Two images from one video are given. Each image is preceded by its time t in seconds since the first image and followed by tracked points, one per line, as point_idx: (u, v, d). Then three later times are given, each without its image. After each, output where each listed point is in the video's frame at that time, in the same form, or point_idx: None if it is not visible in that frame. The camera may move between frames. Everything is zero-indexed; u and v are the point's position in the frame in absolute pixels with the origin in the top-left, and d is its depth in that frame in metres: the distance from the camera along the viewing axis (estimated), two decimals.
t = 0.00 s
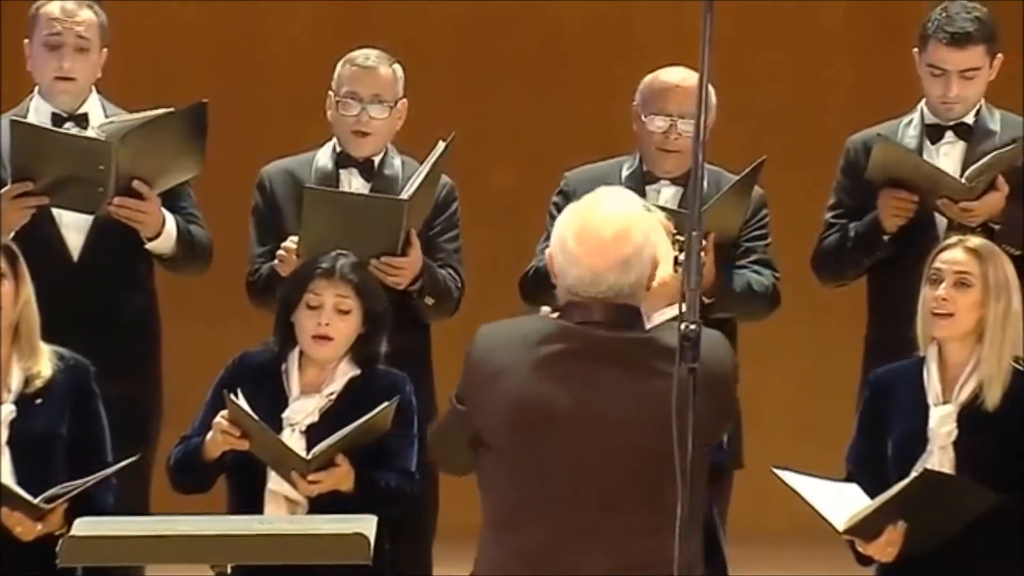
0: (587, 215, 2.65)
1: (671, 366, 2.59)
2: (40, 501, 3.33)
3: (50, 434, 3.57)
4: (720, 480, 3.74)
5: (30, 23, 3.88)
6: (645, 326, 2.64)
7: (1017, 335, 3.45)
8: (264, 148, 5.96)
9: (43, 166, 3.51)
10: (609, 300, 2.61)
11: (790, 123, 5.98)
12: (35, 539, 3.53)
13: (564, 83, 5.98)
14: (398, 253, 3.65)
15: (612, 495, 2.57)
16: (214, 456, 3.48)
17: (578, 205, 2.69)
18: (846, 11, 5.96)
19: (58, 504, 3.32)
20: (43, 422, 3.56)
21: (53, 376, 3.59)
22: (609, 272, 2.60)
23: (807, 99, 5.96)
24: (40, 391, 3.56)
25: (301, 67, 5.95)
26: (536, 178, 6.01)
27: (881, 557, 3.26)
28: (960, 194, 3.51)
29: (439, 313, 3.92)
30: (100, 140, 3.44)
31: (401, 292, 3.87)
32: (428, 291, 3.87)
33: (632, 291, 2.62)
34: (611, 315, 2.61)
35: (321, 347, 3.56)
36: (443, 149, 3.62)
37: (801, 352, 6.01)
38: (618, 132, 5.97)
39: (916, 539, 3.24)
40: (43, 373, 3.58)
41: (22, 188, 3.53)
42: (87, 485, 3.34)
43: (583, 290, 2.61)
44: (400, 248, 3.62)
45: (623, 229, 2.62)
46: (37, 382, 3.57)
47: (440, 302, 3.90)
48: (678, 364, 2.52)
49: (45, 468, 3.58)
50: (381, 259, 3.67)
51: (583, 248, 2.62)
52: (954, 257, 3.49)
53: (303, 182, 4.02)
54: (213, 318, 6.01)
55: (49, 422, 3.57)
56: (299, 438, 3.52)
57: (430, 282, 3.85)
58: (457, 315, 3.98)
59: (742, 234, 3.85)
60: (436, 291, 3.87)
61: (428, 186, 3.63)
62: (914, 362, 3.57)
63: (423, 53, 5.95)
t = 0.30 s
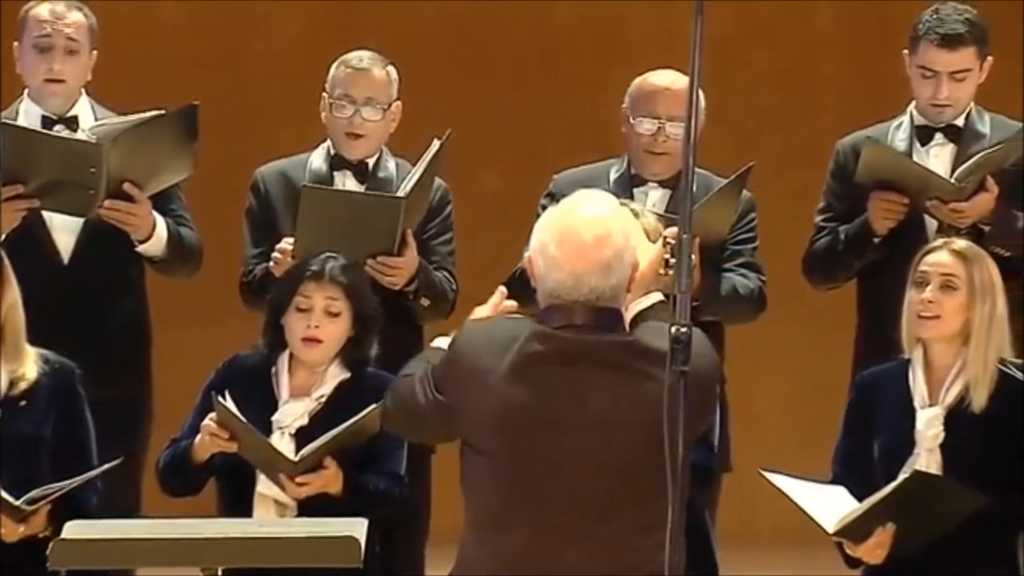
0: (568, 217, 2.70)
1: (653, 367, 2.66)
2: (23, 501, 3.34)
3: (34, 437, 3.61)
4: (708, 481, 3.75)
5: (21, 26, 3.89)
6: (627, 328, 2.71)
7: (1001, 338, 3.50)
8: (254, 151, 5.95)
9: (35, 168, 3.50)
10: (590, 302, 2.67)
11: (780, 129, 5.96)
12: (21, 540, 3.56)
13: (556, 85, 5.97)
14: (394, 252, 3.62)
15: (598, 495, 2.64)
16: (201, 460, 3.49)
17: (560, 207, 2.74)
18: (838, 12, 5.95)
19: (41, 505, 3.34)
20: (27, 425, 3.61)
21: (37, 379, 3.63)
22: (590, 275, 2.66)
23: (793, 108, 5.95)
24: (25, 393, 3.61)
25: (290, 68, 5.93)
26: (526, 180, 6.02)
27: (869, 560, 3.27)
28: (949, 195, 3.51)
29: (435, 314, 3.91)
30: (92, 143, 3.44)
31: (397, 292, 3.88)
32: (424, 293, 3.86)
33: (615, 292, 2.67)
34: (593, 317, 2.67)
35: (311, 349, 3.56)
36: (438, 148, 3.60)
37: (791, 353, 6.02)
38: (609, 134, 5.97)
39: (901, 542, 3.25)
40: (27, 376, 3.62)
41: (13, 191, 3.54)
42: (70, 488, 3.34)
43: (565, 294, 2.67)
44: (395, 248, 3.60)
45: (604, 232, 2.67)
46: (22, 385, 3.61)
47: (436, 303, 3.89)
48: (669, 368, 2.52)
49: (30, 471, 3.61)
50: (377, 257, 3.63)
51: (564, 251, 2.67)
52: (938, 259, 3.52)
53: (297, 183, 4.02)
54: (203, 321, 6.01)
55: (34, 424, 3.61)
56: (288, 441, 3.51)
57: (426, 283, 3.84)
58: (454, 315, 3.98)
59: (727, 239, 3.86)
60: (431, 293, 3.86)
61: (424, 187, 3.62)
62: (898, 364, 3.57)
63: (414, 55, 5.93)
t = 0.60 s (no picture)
0: (562, 216, 2.70)
1: (646, 367, 2.66)
2: (10, 506, 3.34)
3: (21, 439, 3.61)
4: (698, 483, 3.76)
5: (13, 27, 3.89)
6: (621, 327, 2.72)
7: (986, 339, 3.53)
8: (246, 152, 5.95)
9: (29, 169, 3.50)
10: (585, 302, 2.67)
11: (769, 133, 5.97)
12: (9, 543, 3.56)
13: (548, 87, 5.97)
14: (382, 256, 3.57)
15: (588, 496, 2.65)
16: (192, 462, 3.48)
17: (555, 206, 2.73)
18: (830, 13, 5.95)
19: (28, 509, 3.33)
20: (15, 427, 3.61)
21: (25, 381, 3.63)
22: (586, 274, 2.66)
23: (774, 120, 5.95)
24: (13, 396, 3.61)
25: (282, 69, 5.93)
26: (518, 182, 6.02)
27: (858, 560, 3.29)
28: (941, 198, 3.53)
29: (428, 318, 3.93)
30: (86, 144, 3.44)
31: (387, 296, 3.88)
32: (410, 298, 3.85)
33: (609, 291, 2.68)
34: (588, 316, 2.67)
35: (303, 351, 3.56)
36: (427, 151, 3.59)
37: (782, 355, 6.03)
38: (600, 135, 5.97)
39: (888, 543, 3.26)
40: (15, 378, 3.62)
41: (8, 192, 3.54)
42: (57, 491, 3.34)
43: (560, 293, 2.67)
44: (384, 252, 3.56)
45: (599, 231, 2.67)
46: (10, 387, 3.61)
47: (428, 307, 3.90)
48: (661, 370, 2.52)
49: (17, 474, 3.61)
50: (364, 262, 3.58)
51: (560, 250, 2.67)
52: (922, 260, 3.55)
53: (291, 184, 4.01)
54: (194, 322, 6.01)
55: (21, 427, 3.62)
56: (279, 443, 3.50)
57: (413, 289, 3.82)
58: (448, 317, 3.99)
59: (716, 241, 3.87)
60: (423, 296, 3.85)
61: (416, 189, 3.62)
62: (882, 365, 3.60)
63: (405, 57, 5.93)
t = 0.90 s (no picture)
0: (561, 212, 2.72)
1: (642, 365, 2.68)
2: None
3: (8, 442, 3.63)
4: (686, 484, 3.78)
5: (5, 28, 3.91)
6: (615, 325, 2.73)
7: (966, 341, 3.56)
8: (236, 154, 5.97)
9: (20, 172, 3.50)
10: (580, 296, 2.69)
11: (758, 136, 6.00)
12: None
13: (538, 89, 6.00)
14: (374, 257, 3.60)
15: (588, 496, 2.67)
16: (182, 464, 3.50)
17: (553, 204, 2.76)
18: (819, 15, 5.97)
19: (13, 510, 3.35)
20: (4, 428, 3.63)
21: (13, 383, 3.66)
22: (583, 267, 2.68)
23: (773, 120, 5.99)
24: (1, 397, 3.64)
25: (273, 73, 5.95)
26: (508, 185, 6.05)
27: (844, 561, 3.31)
28: (932, 205, 3.56)
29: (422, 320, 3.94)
30: (77, 149, 3.46)
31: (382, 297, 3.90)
32: (406, 299, 3.87)
33: (605, 286, 2.70)
34: (582, 312, 2.69)
35: (292, 353, 3.58)
36: (416, 150, 3.61)
37: (770, 357, 6.06)
38: (591, 138, 5.99)
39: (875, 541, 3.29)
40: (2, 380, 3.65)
41: None
42: (44, 493, 3.36)
43: (556, 285, 2.69)
44: (375, 253, 3.59)
45: (597, 225, 2.70)
46: None
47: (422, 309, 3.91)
48: (652, 370, 2.55)
49: (5, 475, 3.63)
50: (357, 264, 3.61)
51: (559, 242, 2.69)
52: (904, 261, 3.57)
53: (285, 185, 4.04)
54: (185, 325, 6.03)
55: (9, 428, 3.64)
56: (270, 446, 3.53)
57: (407, 289, 3.86)
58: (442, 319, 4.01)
59: (706, 242, 3.90)
60: (416, 299, 3.88)
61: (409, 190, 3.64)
62: (863, 366, 3.63)
63: (396, 60, 5.96)
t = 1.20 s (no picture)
0: (558, 214, 2.77)
1: (636, 364, 2.71)
2: None
3: None
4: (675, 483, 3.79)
5: None
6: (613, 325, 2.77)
7: (946, 343, 3.58)
8: (226, 155, 5.97)
9: (10, 174, 3.52)
10: (576, 294, 2.73)
11: (747, 137, 6.01)
12: None
13: (528, 90, 6.01)
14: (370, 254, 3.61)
15: (588, 496, 2.69)
16: (172, 465, 3.51)
17: (551, 207, 2.81)
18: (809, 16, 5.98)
19: None
20: None
21: None
22: (578, 265, 2.72)
23: (771, 120, 6.01)
24: None
25: (263, 73, 5.95)
26: (497, 186, 6.06)
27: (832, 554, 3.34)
28: (923, 216, 3.57)
29: (422, 315, 3.96)
30: (69, 152, 3.45)
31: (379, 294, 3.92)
32: (405, 293, 3.89)
33: (601, 285, 2.74)
34: (578, 308, 2.73)
35: (282, 355, 3.59)
36: (414, 150, 3.62)
37: (758, 357, 6.07)
38: (580, 138, 6.01)
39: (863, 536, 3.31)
40: None
41: None
42: (31, 493, 3.36)
43: (552, 284, 2.74)
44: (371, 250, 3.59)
45: (593, 226, 2.75)
46: None
47: (420, 306, 3.93)
48: (643, 372, 2.56)
49: None
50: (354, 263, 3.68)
51: (554, 242, 2.74)
52: (879, 267, 3.59)
53: (279, 183, 4.05)
54: (175, 326, 6.03)
55: None
56: (260, 447, 3.54)
57: (405, 285, 3.88)
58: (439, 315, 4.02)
59: (698, 242, 3.91)
60: (414, 294, 3.90)
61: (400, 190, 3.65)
62: (843, 369, 3.65)
63: (385, 61, 5.96)
